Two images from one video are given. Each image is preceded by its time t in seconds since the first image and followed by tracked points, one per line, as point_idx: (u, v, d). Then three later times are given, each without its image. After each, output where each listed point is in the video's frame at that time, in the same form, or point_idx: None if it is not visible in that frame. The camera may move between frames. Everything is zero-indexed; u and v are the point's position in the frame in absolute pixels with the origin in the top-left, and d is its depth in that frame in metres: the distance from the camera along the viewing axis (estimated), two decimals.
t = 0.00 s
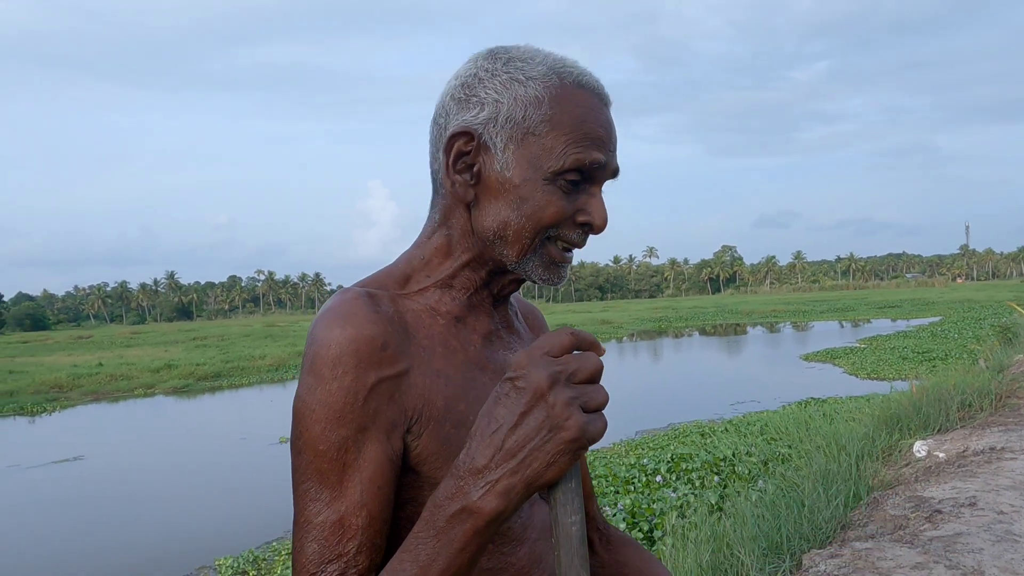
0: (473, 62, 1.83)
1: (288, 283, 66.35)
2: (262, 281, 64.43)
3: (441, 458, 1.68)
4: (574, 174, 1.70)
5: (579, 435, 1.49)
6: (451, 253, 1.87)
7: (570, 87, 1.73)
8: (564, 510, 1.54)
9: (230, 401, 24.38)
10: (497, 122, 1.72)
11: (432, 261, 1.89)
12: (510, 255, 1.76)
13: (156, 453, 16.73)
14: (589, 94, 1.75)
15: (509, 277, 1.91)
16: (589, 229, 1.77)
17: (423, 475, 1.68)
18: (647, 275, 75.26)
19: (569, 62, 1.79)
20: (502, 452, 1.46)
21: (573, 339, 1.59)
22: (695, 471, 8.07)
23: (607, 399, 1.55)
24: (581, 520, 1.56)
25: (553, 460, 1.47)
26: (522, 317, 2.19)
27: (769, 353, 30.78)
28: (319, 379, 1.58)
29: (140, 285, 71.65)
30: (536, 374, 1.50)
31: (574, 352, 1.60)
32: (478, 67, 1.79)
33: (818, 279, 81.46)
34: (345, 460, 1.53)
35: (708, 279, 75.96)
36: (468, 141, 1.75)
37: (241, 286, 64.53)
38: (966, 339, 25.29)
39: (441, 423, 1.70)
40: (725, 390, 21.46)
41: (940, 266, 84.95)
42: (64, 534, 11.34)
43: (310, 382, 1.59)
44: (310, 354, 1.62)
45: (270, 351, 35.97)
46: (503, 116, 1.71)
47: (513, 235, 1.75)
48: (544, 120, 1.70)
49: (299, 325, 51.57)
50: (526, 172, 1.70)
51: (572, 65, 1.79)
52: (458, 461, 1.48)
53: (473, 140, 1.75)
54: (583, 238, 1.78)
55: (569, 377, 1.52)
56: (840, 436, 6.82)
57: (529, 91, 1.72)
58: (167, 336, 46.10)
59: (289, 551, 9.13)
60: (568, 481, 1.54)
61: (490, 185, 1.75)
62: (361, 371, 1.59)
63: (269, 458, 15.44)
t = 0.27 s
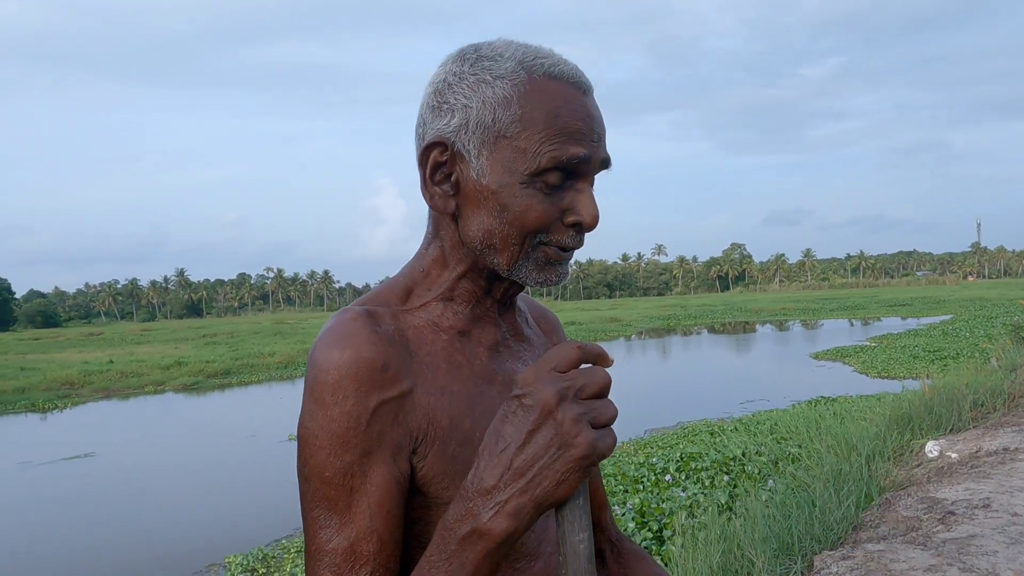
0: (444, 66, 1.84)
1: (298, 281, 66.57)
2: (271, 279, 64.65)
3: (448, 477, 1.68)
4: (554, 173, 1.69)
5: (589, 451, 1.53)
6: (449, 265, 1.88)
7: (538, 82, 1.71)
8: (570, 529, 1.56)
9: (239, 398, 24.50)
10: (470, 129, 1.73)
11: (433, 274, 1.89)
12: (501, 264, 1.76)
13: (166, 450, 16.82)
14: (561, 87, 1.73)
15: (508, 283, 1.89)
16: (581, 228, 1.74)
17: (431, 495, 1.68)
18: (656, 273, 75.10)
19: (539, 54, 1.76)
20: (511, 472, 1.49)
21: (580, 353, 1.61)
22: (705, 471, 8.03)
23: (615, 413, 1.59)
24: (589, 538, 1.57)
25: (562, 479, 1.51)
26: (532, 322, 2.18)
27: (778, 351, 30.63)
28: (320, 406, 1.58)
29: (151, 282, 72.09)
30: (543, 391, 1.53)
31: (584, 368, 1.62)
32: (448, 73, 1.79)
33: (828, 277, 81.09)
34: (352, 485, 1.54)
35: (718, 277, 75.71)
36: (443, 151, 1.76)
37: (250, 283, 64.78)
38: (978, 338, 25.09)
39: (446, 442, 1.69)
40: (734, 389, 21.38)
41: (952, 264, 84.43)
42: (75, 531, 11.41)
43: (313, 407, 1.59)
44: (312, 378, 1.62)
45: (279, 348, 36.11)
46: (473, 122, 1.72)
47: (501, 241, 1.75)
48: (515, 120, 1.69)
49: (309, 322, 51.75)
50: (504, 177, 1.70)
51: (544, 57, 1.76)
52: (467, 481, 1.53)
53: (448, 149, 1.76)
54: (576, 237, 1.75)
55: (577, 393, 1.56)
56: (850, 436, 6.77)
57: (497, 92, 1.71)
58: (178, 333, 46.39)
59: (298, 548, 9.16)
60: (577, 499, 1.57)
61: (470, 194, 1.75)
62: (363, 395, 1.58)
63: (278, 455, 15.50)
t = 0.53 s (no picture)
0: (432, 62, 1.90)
1: (305, 276, 66.80)
2: (278, 275, 64.83)
3: (443, 481, 1.67)
4: (540, 147, 1.69)
5: (588, 454, 1.51)
6: (440, 259, 1.87)
7: (521, 59, 1.74)
8: (572, 532, 1.56)
9: (247, 393, 24.62)
10: (456, 107, 1.76)
11: (425, 271, 1.89)
12: (488, 243, 1.75)
13: (175, 445, 16.92)
14: (544, 64, 1.75)
15: (501, 269, 1.86)
16: (573, 205, 1.73)
17: (427, 499, 1.66)
18: (663, 270, 74.97)
19: (526, 37, 1.80)
20: (510, 474, 1.49)
21: (582, 353, 1.60)
22: (712, 468, 8.01)
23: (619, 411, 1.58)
24: (590, 542, 1.57)
25: (561, 481, 1.50)
26: (529, 320, 2.15)
27: (786, 348, 30.56)
28: (311, 413, 1.58)
29: (160, 278, 72.45)
30: (542, 392, 1.51)
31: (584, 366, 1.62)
32: (437, 61, 1.84)
33: (836, 273, 80.82)
34: (346, 491, 1.53)
35: (725, 274, 75.53)
36: (430, 133, 1.79)
37: (258, 279, 65.04)
38: (987, 336, 24.95)
39: (440, 445, 1.68)
40: (742, 386, 21.33)
41: (961, 261, 84.00)
42: (84, 525, 11.50)
43: (303, 414, 1.59)
44: (301, 383, 1.62)
45: (287, 344, 36.26)
46: (459, 100, 1.75)
47: (490, 221, 1.74)
48: (499, 95, 1.71)
49: (316, 317, 51.95)
50: (489, 152, 1.71)
51: (531, 39, 1.80)
52: (466, 484, 1.52)
53: (435, 130, 1.79)
54: (565, 215, 1.74)
55: (577, 393, 1.54)
56: (859, 434, 6.72)
57: (481, 71, 1.75)
58: (186, 328, 46.65)
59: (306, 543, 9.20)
60: (579, 500, 1.57)
61: (456, 173, 1.76)
62: (354, 399, 1.57)
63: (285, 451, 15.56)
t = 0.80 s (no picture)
0: (449, 57, 1.96)
1: (312, 271, 66.87)
2: (286, 269, 65.03)
3: (450, 476, 1.68)
4: (567, 133, 1.78)
5: (614, 452, 1.56)
6: (450, 248, 1.88)
7: (547, 57, 1.84)
8: (597, 534, 1.63)
9: (255, 387, 24.70)
10: (483, 93, 1.82)
11: (431, 262, 1.89)
12: (513, 224, 1.79)
13: (183, 438, 17.01)
14: (565, 59, 1.85)
15: (514, 258, 1.89)
16: (592, 189, 1.83)
17: (434, 494, 1.68)
18: (670, 266, 74.70)
19: (546, 44, 1.91)
20: (534, 471, 1.52)
21: (611, 350, 1.64)
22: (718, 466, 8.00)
23: (645, 409, 1.62)
24: (614, 544, 1.64)
25: (587, 478, 1.54)
26: (528, 312, 2.17)
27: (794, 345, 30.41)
28: (319, 406, 1.58)
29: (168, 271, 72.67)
30: (570, 388, 1.56)
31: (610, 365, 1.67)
32: (459, 56, 1.90)
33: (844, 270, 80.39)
34: (355, 486, 1.54)
35: (733, 270, 75.22)
36: (455, 117, 1.84)
37: (266, 273, 65.15)
38: (997, 334, 24.78)
39: (448, 439, 1.69)
40: (749, 383, 21.28)
41: (971, 259, 83.39)
42: (94, 517, 11.59)
43: (309, 408, 1.59)
44: (307, 378, 1.62)
45: (294, 338, 36.33)
46: (487, 87, 1.80)
47: (513, 205, 1.79)
48: (527, 82, 1.79)
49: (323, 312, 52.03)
50: (519, 136, 1.77)
51: (550, 46, 1.91)
52: (486, 479, 1.54)
53: (460, 115, 1.84)
54: (585, 199, 1.83)
55: (605, 390, 1.58)
56: (867, 433, 6.69)
57: (509, 63, 1.83)
58: (194, 322, 46.80)
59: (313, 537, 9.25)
60: (602, 494, 1.63)
61: (482, 156, 1.81)
62: (363, 392, 1.58)
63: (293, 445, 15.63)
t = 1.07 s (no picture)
0: (452, 51, 1.95)
1: (317, 268, 67.01)
2: (290, 265, 65.15)
3: (453, 466, 1.69)
4: (571, 128, 1.80)
5: (618, 445, 1.58)
6: (454, 239, 1.88)
7: (550, 53, 1.84)
8: (600, 521, 1.62)
9: (259, 383, 24.78)
10: (490, 89, 1.81)
11: (435, 253, 1.90)
12: (519, 218, 1.80)
13: (187, 433, 17.07)
14: (570, 56, 1.86)
15: (518, 251, 1.91)
16: (596, 183, 1.87)
17: (434, 484, 1.69)
18: (674, 264, 74.64)
19: (547, 38, 1.90)
20: (536, 458, 1.53)
21: (615, 346, 1.67)
22: (721, 464, 8.00)
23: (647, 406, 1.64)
24: (616, 532, 1.64)
25: (587, 468, 1.56)
26: (530, 304, 2.18)
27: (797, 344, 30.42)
28: (323, 394, 1.59)
29: (173, 268, 72.88)
30: (578, 379, 1.58)
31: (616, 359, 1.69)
32: (462, 50, 1.89)
33: (848, 269, 80.28)
34: (358, 472, 1.55)
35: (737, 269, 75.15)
36: (461, 112, 1.83)
37: (270, 270, 65.29)
38: (1001, 333, 24.74)
39: (451, 430, 1.71)
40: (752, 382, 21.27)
41: (976, 258, 83.27)
42: (98, 512, 11.64)
43: (315, 396, 1.60)
44: (313, 366, 1.63)
45: (297, 334, 36.40)
46: (493, 82, 1.80)
47: (520, 197, 1.80)
48: (533, 79, 1.79)
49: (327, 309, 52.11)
50: (526, 132, 1.78)
51: (552, 40, 1.91)
52: (489, 467, 1.55)
53: (465, 111, 1.83)
54: (589, 190, 1.86)
55: (611, 383, 1.61)
56: (870, 431, 6.69)
57: (515, 58, 1.83)
58: (199, 318, 46.92)
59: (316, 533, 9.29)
60: (605, 484, 1.65)
61: (488, 153, 1.81)
62: (368, 380, 1.59)
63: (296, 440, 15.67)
